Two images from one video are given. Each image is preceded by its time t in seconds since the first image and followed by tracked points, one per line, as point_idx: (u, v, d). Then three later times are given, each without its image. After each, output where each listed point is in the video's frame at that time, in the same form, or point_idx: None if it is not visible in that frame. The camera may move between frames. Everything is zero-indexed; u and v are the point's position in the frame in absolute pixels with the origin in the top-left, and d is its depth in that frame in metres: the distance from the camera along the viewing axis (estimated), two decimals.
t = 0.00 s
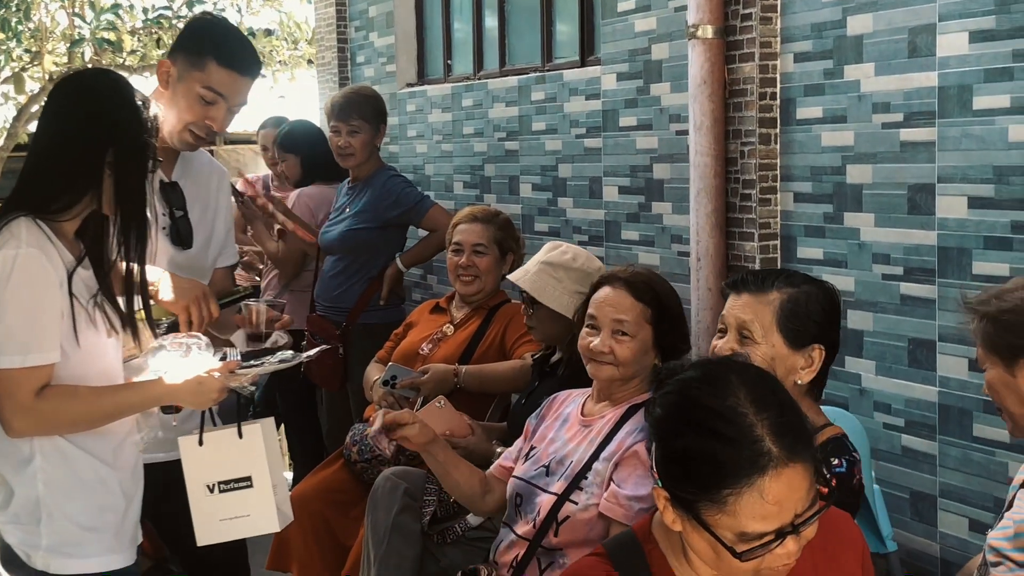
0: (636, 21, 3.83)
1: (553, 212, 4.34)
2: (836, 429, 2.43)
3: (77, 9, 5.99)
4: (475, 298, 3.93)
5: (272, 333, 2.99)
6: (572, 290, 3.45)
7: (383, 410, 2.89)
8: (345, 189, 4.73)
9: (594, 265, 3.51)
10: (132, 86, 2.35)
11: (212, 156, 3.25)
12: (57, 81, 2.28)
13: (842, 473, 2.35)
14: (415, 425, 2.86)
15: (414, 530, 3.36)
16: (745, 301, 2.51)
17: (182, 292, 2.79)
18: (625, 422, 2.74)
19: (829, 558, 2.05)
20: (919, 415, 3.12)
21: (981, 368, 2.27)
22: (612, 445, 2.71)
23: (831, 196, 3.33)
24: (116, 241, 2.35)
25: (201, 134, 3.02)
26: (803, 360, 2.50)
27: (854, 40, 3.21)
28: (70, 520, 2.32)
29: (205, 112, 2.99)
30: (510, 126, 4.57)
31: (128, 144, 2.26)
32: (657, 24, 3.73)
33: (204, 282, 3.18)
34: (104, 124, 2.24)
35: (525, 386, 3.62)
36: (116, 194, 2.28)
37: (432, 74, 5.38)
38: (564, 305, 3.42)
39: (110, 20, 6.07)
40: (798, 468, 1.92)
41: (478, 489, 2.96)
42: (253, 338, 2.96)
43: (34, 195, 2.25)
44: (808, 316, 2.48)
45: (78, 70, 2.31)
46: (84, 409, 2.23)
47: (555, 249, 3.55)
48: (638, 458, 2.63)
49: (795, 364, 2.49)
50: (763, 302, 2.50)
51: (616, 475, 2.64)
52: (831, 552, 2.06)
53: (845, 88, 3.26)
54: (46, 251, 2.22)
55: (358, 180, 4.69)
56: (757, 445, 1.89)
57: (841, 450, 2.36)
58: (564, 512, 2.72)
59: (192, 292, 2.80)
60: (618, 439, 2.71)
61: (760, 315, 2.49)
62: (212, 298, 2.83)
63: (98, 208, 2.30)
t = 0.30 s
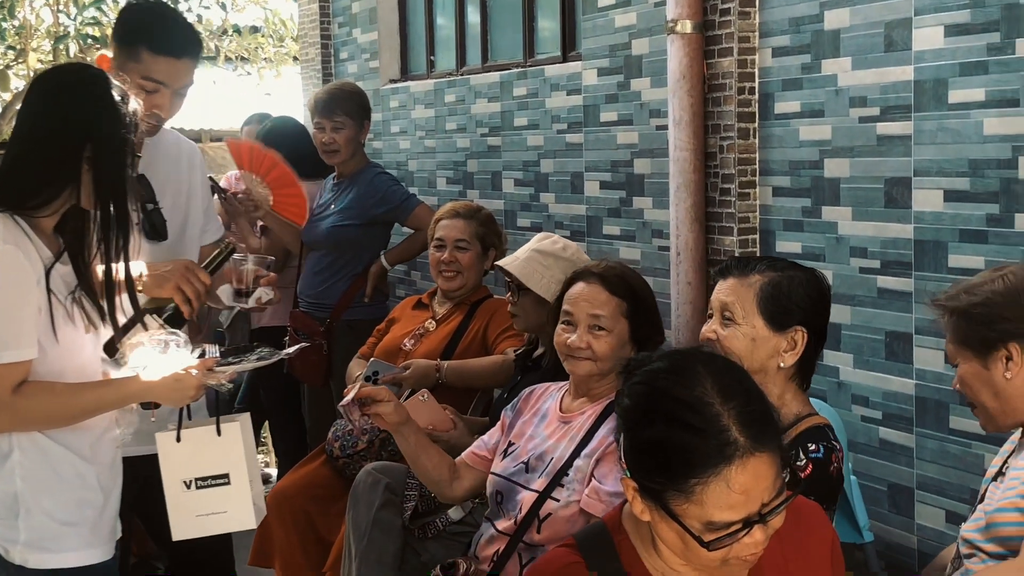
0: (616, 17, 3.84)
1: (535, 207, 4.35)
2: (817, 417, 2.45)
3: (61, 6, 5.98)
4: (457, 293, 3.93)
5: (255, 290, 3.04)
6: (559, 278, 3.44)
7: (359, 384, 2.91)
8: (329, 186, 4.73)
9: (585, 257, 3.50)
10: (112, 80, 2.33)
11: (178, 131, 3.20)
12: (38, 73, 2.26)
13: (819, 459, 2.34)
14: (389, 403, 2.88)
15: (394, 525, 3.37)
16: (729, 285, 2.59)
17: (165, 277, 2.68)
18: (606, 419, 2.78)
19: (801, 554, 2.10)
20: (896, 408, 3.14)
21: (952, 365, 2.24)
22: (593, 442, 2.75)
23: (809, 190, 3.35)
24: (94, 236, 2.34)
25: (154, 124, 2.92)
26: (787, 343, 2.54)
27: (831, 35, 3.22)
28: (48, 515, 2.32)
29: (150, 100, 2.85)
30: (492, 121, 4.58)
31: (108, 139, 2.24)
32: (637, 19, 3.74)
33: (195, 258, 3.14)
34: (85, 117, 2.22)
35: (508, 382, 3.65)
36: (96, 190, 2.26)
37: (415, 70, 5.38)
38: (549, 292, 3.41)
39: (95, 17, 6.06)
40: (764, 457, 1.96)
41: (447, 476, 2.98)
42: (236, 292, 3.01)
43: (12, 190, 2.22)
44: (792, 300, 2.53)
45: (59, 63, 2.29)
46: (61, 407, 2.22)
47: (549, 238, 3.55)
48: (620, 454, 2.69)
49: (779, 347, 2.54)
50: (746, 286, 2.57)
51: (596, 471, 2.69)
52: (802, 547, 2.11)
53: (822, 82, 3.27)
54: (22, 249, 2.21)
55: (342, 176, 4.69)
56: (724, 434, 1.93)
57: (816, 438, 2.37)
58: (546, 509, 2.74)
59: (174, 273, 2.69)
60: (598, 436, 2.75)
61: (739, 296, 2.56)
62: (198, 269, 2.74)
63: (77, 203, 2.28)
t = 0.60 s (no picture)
0: (597, 12, 3.85)
1: (518, 202, 4.36)
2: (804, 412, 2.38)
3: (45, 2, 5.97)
4: (439, 288, 3.94)
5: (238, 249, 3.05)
6: (541, 271, 3.45)
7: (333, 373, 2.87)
8: (315, 182, 4.73)
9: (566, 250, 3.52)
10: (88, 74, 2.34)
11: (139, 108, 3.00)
12: (14, 69, 2.27)
13: (800, 450, 2.28)
14: (361, 395, 2.86)
15: (376, 520, 3.38)
16: (720, 279, 2.47)
17: (152, 259, 2.61)
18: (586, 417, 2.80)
19: (773, 545, 2.13)
20: (874, 401, 3.16)
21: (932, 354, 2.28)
22: (573, 441, 2.76)
23: (787, 184, 3.36)
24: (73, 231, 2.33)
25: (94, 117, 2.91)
26: (777, 338, 2.43)
27: (809, 29, 3.24)
28: (27, 509, 2.33)
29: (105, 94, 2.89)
30: (474, 117, 4.58)
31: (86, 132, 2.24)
32: (618, 14, 3.75)
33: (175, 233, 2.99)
34: (63, 108, 2.22)
35: (490, 377, 3.65)
36: (75, 183, 2.26)
37: (399, 66, 5.39)
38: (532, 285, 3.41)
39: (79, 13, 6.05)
40: (732, 449, 1.98)
41: (422, 466, 3.02)
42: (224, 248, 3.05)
43: None
44: (783, 294, 2.41)
45: (35, 59, 2.31)
46: (40, 401, 2.22)
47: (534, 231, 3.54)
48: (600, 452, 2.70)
49: (770, 343, 2.42)
50: (736, 282, 2.45)
51: (577, 469, 2.70)
52: (775, 539, 2.14)
53: (800, 77, 3.28)
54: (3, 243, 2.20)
55: (327, 173, 4.69)
56: (693, 426, 1.95)
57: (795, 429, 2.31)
58: (525, 506, 2.76)
59: (159, 251, 2.60)
60: (579, 433, 2.76)
61: (730, 292, 2.44)
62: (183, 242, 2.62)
63: (56, 197, 2.27)
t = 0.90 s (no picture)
0: (576, 6, 3.85)
1: (499, 197, 4.37)
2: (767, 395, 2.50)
3: None
4: (420, 283, 3.94)
5: (220, 216, 2.96)
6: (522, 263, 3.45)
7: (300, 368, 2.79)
8: (298, 177, 4.71)
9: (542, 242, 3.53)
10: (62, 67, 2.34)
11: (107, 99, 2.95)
12: None
13: (764, 426, 2.41)
14: (330, 389, 2.79)
15: (356, 513, 3.38)
16: (690, 267, 2.56)
17: (126, 252, 2.60)
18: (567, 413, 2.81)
19: (743, 535, 2.16)
20: (850, 394, 3.18)
21: (927, 328, 2.32)
22: (554, 438, 2.78)
23: (764, 178, 3.38)
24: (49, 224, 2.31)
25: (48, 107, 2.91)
26: (745, 325, 2.52)
27: (785, 24, 3.25)
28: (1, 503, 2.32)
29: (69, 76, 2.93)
30: (456, 111, 4.59)
31: (63, 124, 2.24)
32: (597, 9, 3.76)
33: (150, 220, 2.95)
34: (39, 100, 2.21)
35: (471, 372, 3.65)
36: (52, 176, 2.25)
37: (381, 61, 5.39)
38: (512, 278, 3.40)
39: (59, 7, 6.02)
40: (701, 440, 1.98)
41: (399, 457, 3.02)
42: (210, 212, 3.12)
43: None
44: (751, 282, 2.50)
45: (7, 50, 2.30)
46: (16, 395, 2.22)
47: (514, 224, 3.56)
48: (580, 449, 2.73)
49: (737, 330, 2.52)
50: (707, 269, 2.55)
51: (558, 466, 2.72)
52: (743, 531, 2.16)
53: (777, 71, 3.30)
54: None
55: (310, 168, 4.67)
56: (662, 418, 1.95)
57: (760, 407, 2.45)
58: (505, 502, 2.78)
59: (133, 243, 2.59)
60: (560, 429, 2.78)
61: (700, 278, 2.53)
62: (156, 231, 2.61)
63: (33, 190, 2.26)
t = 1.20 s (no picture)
0: None
1: (474, 189, 4.38)
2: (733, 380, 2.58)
3: None
4: (394, 275, 3.94)
5: (196, 198, 3.36)
6: (493, 256, 3.42)
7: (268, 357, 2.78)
8: (274, 169, 4.68)
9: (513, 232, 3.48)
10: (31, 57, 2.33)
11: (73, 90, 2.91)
12: None
13: (730, 408, 2.49)
14: (298, 376, 2.78)
15: (329, 504, 3.38)
16: (651, 258, 2.61)
17: (88, 248, 2.58)
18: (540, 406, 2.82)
19: (707, 521, 2.18)
20: (819, 383, 3.21)
21: (922, 313, 2.35)
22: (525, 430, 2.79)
23: (735, 169, 3.40)
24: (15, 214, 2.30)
25: None
26: (707, 313, 2.58)
27: (756, 15, 3.27)
28: None
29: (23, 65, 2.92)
30: (431, 104, 4.59)
31: (29, 116, 2.23)
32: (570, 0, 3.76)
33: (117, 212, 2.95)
34: (7, 90, 2.20)
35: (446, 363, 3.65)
36: (18, 167, 2.24)
37: (357, 53, 5.39)
38: (485, 269, 3.38)
39: None
40: (663, 427, 1.98)
41: (370, 443, 3.02)
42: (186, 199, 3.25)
43: None
44: (710, 270, 2.56)
45: None
46: None
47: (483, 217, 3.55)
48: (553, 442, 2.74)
49: (700, 317, 2.57)
50: (666, 261, 2.60)
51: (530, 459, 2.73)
52: (707, 517, 2.19)
53: (748, 62, 3.32)
54: None
55: (287, 160, 4.65)
56: (624, 406, 1.94)
57: (727, 390, 2.53)
58: (475, 494, 2.79)
59: (94, 240, 2.57)
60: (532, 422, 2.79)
61: (660, 270, 2.59)
62: (117, 228, 2.60)
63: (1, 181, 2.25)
